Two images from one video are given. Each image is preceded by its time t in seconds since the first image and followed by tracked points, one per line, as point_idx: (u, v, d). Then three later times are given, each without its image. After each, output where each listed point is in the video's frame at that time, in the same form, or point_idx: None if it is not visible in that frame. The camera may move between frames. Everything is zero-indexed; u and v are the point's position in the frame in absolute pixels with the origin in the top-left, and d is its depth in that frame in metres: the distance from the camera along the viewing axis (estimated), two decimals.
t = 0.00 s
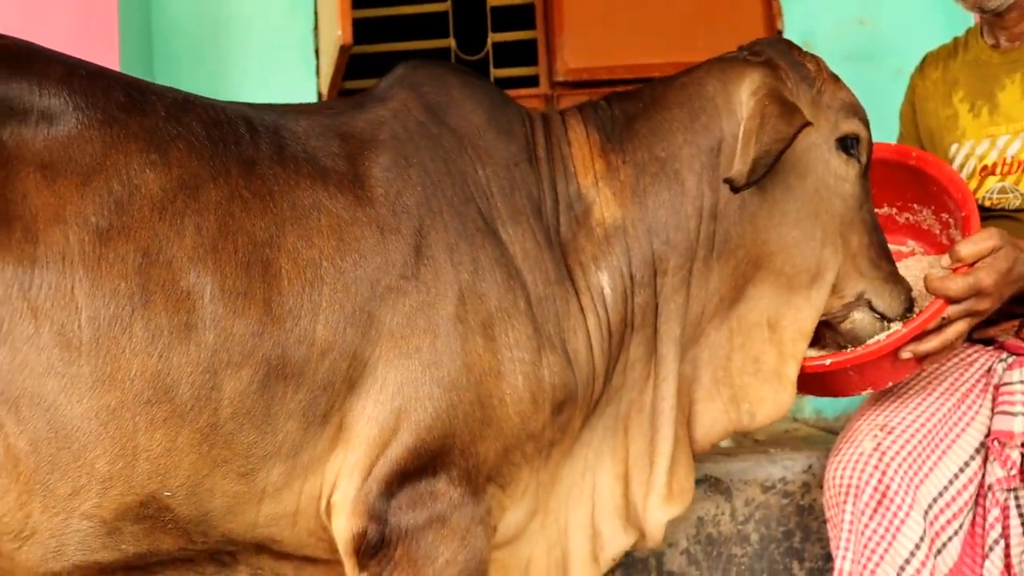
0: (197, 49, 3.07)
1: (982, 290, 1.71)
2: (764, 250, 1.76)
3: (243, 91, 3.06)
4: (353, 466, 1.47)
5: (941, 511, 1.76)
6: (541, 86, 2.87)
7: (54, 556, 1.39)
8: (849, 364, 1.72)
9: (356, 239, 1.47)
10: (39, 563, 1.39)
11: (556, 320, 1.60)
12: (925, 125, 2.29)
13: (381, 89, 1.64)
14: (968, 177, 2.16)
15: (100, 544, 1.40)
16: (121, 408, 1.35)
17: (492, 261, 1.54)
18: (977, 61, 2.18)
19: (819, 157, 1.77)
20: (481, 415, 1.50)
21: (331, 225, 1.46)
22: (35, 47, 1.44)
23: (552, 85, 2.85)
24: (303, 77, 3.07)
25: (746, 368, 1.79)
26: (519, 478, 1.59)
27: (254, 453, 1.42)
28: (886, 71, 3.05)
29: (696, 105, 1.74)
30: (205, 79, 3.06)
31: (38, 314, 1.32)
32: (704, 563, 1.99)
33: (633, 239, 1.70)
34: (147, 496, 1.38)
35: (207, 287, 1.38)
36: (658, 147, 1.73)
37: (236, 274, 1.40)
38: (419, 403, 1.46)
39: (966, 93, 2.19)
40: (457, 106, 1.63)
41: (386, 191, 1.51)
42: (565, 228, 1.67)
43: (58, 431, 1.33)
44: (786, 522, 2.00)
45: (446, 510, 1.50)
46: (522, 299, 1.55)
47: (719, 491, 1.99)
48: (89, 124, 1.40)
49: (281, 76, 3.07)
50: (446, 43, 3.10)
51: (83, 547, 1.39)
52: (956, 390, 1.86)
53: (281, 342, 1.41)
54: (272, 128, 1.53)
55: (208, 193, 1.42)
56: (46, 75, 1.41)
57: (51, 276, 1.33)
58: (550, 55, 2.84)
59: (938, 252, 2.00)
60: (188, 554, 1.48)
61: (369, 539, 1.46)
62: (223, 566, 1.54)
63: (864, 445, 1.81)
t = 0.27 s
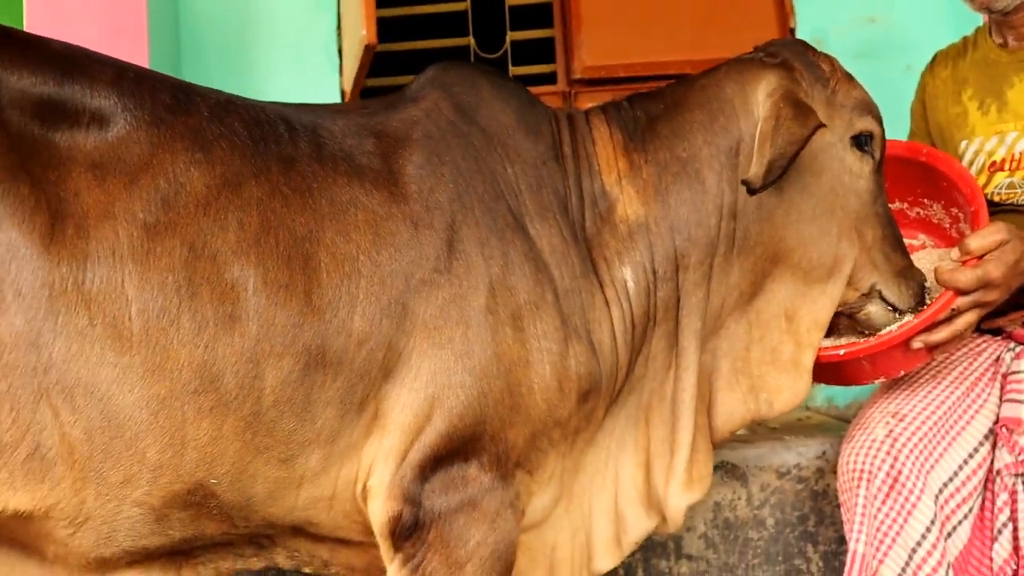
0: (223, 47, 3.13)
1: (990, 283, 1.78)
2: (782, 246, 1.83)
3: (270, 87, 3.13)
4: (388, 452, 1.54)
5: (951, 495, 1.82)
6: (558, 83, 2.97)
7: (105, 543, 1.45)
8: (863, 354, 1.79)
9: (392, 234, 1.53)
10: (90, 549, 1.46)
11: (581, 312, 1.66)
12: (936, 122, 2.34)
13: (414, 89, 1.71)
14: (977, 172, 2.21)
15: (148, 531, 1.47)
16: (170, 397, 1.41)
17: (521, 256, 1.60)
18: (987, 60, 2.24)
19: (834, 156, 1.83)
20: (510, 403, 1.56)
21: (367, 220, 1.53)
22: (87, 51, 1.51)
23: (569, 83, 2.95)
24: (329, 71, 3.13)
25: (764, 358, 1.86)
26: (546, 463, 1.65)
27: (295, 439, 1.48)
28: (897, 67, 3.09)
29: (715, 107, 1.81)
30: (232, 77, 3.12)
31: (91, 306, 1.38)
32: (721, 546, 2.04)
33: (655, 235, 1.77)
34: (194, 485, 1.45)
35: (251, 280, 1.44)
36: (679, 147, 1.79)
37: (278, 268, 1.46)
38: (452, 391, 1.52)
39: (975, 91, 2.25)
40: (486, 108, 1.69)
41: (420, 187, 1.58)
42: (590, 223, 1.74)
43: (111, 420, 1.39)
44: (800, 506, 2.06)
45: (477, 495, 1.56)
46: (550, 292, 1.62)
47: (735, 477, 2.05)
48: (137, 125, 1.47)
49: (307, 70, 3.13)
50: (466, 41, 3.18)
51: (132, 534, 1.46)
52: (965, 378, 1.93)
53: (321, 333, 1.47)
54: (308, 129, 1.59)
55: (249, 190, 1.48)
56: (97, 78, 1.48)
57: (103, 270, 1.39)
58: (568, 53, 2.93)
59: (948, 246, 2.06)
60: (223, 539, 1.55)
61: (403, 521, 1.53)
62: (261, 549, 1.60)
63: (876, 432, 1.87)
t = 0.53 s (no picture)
0: (253, 44, 3.30)
1: (999, 270, 1.83)
2: (795, 233, 1.90)
3: (296, 83, 3.29)
4: (419, 433, 1.59)
5: (960, 476, 1.88)
6: (575, 74, 3.09)
7: (151, 522, 1.52)
8: (875, 339, 1.85)
9: (422, 222, 1.59)
10: (136, 528, 1.52)
11: (604, 299, 1.71)
12: (946, 114, 2.39)
13: (440, 83, 1.76)
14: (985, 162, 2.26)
15: (192, 510, 1.54)
16: (214, 379, 1.47)
17: (546, 244, 1.66)
18: (996, 53, 2.29)
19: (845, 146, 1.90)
20: (536, 386, 1.62)
21: (399, 208, 1.59)
22: (129, 48, 1.56)
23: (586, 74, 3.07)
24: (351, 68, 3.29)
25: (776, 339, 1.93)
26: (569, 444, 1.71)
27: (331, 420, 1.55)
28: (908, 60, 3.14)
29: (730, 100, 1.87)
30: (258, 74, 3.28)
31: (137, 292, 1.44)
32: (737, 526, 2.11)
33: (674, 224, 1.83)
34: (236, 465, 1.52)
35: (289, 266, 1.50)
36: (695, 138, 1.86)
37: (315, 256, 1.52)
38: (480, 374, 1.58)
39: (985, 83, 2.30)
40: (510, 101, 1.75)
41: (448, 178, 1.63)
42: (611, 213, 1.79)
43: (158, 403, 1.46)
44: (813, 488, 2.12)
45: (504, 475, 1.62)
46: (573, 278, 1.68)
47: (750, 458, 2.11)
48: (178, 118, 1.53)
49: (332, 67, 3.29)
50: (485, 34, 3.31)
51: (177, 513, 1.53)
52: (974, 363, 1.98)
53: (356, 318, 1.53)
54: (340, 122, 1.65)
55: (286, 180, 1.54)
56: (139, 73, 1.54)
57: (149, 258, 1.45)
58: (584, 46, 3.06)
59: (958, 234, 2.11)
60: (261, 519, 1.61)
61: (433, 500, 1.58)
62: (297, 527, 1.67)
63: (887, 415, 1.93)
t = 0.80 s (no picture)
0: (272, 42, 3.36)
1: (1009, 266, 1.86)
2: (814, 236, 1.94)
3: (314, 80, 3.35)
4: (444, 424, 1.64)
5: (971, 465, 1.93)
6: (588, 72, 3.14)
7: (185, 507, 1.57)
8: (889, 336, 1.89)
9: (446, 219, 1.63)
10: (171, 514, 1.57)
11: (623, 294, 1.75)
12: (956, 110, 2.42)
13: (461, 83, 1.80)
14: (995, 158, 2.30)
15: (224, 496, 1.58)
16: (244, 372, 1.51)
17: (567, 240, 1.70)
18: (1005, 50, 2.32)
19: (868, 156, 1.95)
20: (557, 379, 1.66)
21: (423, 206, 1.63)
22: (161, 51, 1.61)
23: (599, 71, 3.12)
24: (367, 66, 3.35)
25: (796, 339, 1.96)
26: (589, 435, 1.74)
27: (359, 413, 1.59)
28: (918, 57, 3.17)
29: (751, 105, 1.91)
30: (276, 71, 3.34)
31: (171, 289, 1.48)
32: (751, 516, 2.14)
33: (692, 224, 1.87)
34: (268, 453, 1.56)
35: (317, 263, 1.54)
36: (716, 142, 1.90)
37: (342, 252, 1.56)
38: (503, 367, 1.62)
39: (994, 80, 2.33)
40: (535, 104, 1.79)
41: (471, 176, 1.67)
42: (630, 211, 1.83)
43: (191, 394, 1.50)
44: (826, 478, 2.16)
45: (526, 465, 1.65)
46: (593, 274, 1.72)
47: (764, 449, 2.15)
48: (208, 118, 1.57)
49: (349, 65, 3.35)
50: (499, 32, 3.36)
51: (210, 499, 1.57)
52: (984, 355, 2.01)
53: (383, 312, 1.58)
54: (364, 120, 1.69)
55: (314, 179, 1.58)
56: (170, 74, 1.58)
57: (182, 255, 1.49)
58: (597, 44, 3.11)
59: (968, 230, 2.15)
60: (290, 506, 1.66)
61: (459, 489, 1.63)
62: (325, 516, 1.72)
63: (899, 406, 1.96)
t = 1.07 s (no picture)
0: (287, 43, 3.40)
1: (1016, 262, 1.90)
2: (821, 232, 1.99)
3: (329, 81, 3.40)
4: (466, 418, 1.68)
5: (979, 458, 1.97)
6: (600, 72, 3.18)
7: (214, 497, 1.61)
8: (897, 330, 1.93)
9: (467, 218, 1.67)
10: (201, 503, 1.61)
11: (639, 291, 1.79)
12: (963, 109, 2.46)
13: (480, 85, 1.85)
14: (1002, 157, 2.34)
15: (253, 486, 1.62)
16: (273, 367, 1.56)
17: (585, 239, 1.74)
18: (1011, 51, 2.36)
19: (875, 152, 2.00)
20: (575, 373, 1.70)
21: (446, 205, 1.67)
22: (189, 54, 1.65)
23: (610, 72, 3.17)
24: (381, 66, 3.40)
25: (801, 334, 2.02)
26: (606, 429, 1.78)
27: (384, 406, 1.64)
28: (924, 58, 3.22)
29: (761, 104, 1.95)
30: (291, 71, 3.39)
31: (202, 286, 1.53)
32: (762, 508, 2.19)
33: (705, 223, 1.91)
34: (295, 444, 1.60)
35: (344, 261, 1.59)
36: (727, 142, 1.94)
37: (368, 251, 1.60)
38: (524, 363, 1.66)
39: (1000, 80, 2.37)
40: (551, 106, 1.83)
41: (491, 176, 1.71)
42: (645, 210, 1.88)
43: (221, 388, 1.54)
44: (836, 471, 2.20)
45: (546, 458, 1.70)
46: (610, 271, 1.76)
47: (775, 443, 2.19)
48: (235, 120, 1.61)
49: (364, 66, 3.39)
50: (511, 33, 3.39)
51: (239, 489, 1.62)
52: (991, 350, 2.05)
53: (407, 309, 1.62)
54: (387, 122, 1.73)
55: (340, 179, 1.62)
56: (198, 77, 1.62)
57: (214, 254, 1.54)
58: (609, 45, 3.15)
59: (974, 227, 2.19)
60: (317, 497, 1.70)
61: (480, 482, 1.67)
62: (349, 507, 1.76)
63: (908, 401, 2.00)
